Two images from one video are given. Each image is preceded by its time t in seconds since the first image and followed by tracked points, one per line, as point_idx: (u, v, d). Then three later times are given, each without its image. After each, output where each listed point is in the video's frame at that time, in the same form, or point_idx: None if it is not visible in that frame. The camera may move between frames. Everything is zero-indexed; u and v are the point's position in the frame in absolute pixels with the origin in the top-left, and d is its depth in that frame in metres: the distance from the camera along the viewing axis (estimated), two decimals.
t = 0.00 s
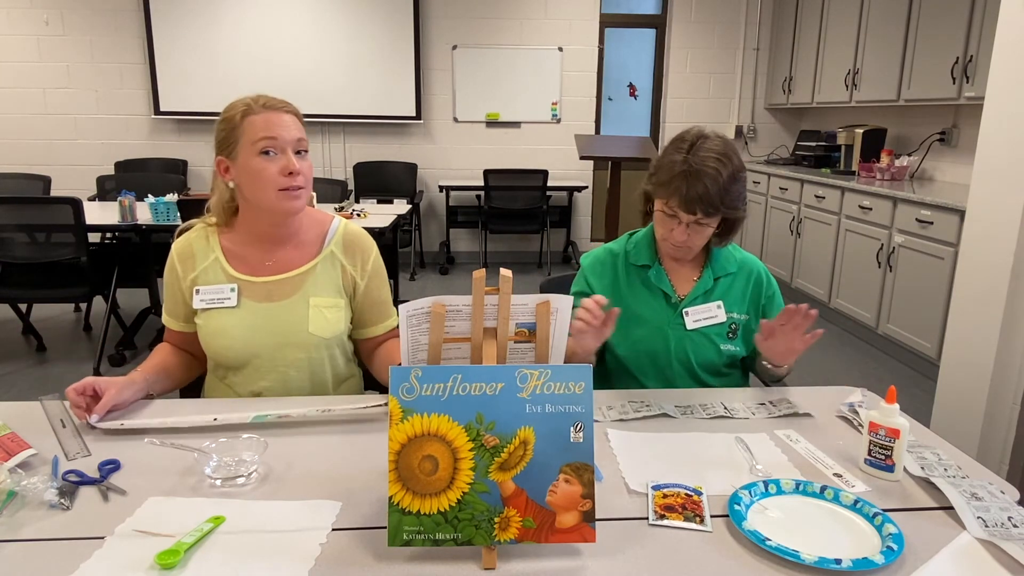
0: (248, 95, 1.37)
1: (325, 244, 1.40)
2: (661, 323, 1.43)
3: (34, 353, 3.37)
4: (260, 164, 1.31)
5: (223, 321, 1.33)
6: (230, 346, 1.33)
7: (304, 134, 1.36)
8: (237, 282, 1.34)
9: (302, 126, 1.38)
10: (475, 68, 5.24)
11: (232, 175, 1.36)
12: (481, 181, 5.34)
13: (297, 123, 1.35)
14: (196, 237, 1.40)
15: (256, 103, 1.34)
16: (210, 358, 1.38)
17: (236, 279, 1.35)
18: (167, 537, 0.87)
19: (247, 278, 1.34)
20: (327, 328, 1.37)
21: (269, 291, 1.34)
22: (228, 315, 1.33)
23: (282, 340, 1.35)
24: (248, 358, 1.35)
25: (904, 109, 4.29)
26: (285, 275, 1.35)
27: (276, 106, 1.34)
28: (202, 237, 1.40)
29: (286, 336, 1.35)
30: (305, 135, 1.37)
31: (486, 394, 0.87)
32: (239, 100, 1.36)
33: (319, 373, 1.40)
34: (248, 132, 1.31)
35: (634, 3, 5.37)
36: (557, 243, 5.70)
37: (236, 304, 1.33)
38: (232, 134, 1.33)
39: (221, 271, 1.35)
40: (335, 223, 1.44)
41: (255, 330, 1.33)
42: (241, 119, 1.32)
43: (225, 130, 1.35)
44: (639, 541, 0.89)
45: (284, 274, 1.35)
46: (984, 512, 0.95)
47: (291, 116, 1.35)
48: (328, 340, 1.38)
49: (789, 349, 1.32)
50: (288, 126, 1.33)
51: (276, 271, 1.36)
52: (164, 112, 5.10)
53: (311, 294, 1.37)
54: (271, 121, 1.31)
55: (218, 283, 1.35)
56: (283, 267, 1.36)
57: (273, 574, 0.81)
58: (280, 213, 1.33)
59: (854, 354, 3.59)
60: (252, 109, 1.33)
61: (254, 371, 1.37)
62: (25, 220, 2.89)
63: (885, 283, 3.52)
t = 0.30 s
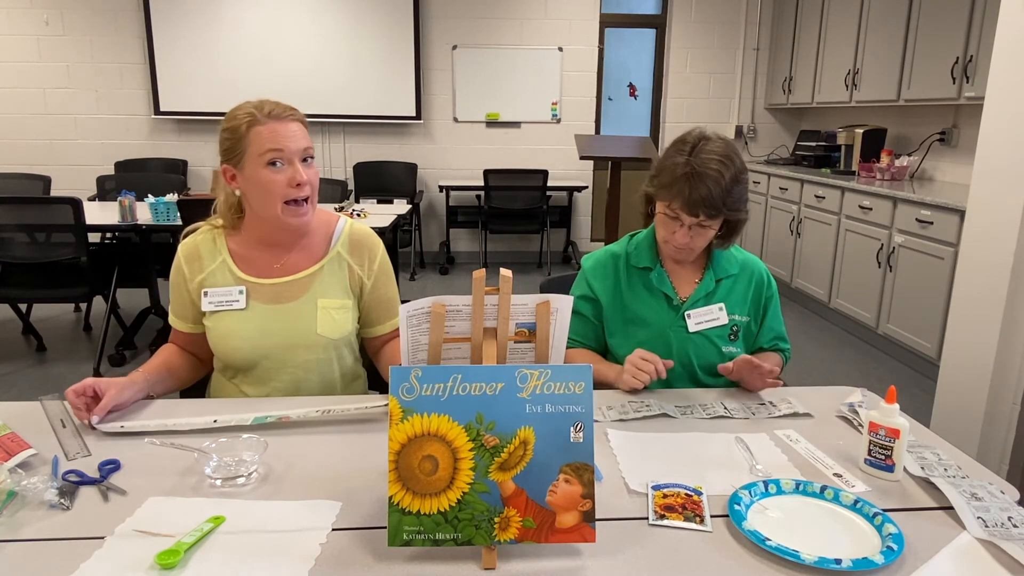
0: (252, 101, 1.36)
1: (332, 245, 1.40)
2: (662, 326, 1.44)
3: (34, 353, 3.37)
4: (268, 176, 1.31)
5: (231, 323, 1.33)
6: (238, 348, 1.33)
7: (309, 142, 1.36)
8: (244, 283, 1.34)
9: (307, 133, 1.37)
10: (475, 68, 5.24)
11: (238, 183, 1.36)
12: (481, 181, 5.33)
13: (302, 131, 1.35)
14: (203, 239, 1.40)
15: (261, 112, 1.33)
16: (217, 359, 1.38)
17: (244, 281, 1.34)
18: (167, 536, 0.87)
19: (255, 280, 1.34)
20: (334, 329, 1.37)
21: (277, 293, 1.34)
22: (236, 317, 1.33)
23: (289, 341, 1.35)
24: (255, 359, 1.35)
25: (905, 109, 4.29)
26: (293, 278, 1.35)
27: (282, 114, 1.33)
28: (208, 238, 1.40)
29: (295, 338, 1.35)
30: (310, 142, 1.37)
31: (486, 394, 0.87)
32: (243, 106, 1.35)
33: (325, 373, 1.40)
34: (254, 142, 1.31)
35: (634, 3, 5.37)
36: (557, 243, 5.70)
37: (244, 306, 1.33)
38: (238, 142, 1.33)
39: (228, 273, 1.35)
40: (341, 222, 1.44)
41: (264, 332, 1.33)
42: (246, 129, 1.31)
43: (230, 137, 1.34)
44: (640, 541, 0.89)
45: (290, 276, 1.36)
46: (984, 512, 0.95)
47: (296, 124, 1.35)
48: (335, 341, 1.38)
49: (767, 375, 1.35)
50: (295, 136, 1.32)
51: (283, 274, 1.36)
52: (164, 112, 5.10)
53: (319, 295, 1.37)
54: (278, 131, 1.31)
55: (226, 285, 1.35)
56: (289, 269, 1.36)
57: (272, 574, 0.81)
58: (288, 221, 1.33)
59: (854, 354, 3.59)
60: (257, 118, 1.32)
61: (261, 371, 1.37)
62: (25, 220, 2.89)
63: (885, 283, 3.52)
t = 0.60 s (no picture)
0: (256, 100, 1.36)
1: (335, 245, 1.40)
2: (662, 326, 1.44)
3: (34, 353, 3.37)
4: (272, 175, 1.31)
5: (233, 323, 1.33)
6: (240, 348, 1.33)
7: (314, 142, 1.36)
8: (248, 283, 1.34)
9: (311, 132, 1.38)
10: (475, 68, 5.24)
11: (243, 183, 1.36)
12: (481, 181, 5.33)
13: (306, 131, 1.35)
14: (206, 237, 1.40)
15: (266, 111, 1.33)
16: (219, 358, 1.38)
17: (248, 280, 1.34)
18: (167, 536, 0.87)
19: (259, 280, 1.34)
20: (337, 329, 1.37)
21: (281, 292, 1.34)
22: (239, 317, 1.33)
23: (292, 341, 1.35)
24: (257, 359, 1.35)
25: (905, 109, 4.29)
26: (297, 277, 1.35)
27: (287, 113, 1.34)
28: (211, 237, 1.40)
29: (297, 338, 1.35)
30: (314, 141, 1.37)
31: (486, 394, 0.87)
32: (248, 105, 1.35)
33: (327, 373, 1.40)
34: (259, 141, 1.31)
35: (634, 3, 5.37)
36: (557, 243, 5.70)
37: (247, 306, 1.33)
38: (242, 141, 1.33)
39: (231, 272, 1.35)
40: (344, 222, 1.44)
41: (267, 332, 1.33)
42: (251, 128, 1.32)
43: (234, 136, 1.34)
44: (640, 541, 0.89)
45: (294, 275, 1.36)
46: (984, 512, 0.95)
47: (300, 123, 1.35)
48: (338, 341, 1.38)
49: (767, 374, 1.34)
50: (299, 135, 1.32)
51: (287, 273, 1.36)
52: (164, 112, 5.10)
53: (322, 295, 1.37)
54: (282, 131, 1.31)
55: (229, 284, 1.35)
56: (292, 269, 1.36)
57: (272, 574, 0.81)
58: (291, 220, 1.33)
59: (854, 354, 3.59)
60: (262, 117, 1.32)
61: (264, 370, 1.37)
62: (25, 220, 2.88)
63: (885, 283, 3.52)
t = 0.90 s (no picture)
0: (244, 98, 1.36)
1: (334, 236, 1.41)
2: (662, 326, 1.44)
3: (33, 353, 3.37)
4: (263, 171, 1.31)
5: (241, 322, 1.33)
6: (250, 346, 1.33)
7: (303, 137, 1.36)
8: (251, 282, 1.34)
9: (300, 128, 1.38)
10: (475, 68, 5.24)
11: (234, 181, 1.36)
12: (481, 181, 5.33)
13: (294, 126, 1.35)
14: (205, 240, 1.39)
15: (253, 108, 1.33)
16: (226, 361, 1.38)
17: (250, 279, 1.34)
18: (167, 536, 0.87)
19: (261, 278, 1.34)
20: (345, 319, 1.38)
21: (285, 288, 1.34)
22: (246, 317, 1.33)
23: (302, 335, 1.35)
24: (267, 357, 1.35)
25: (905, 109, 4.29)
26: (298, 271, 1.35)
27: (274, 110, 1.34)
28: (209, 241, 1.39)
29: (306, 332, 1.35)
30: (303, 137, 1.37)
31: (486, 394, 0.87)
32: (235, 104, 1.35)
33: (336, 368, 1.40)
34: (247, 138, 1.31)
35: (634, 3, 5.37)
36: (557, 243, 5.70)
37: (253, 304, 1.33)
38: (232, 139, 1.33)
39: (234, 273, 1.35)
40: (340, 216, 1.45)
41: (276, 328, 1.34)
42: (239, 126, 1.32)
43: (224, 135, 1.35)
44: (640, 541, 0.89)
45: (296, 269, 1.36)
46: (984, 512, 0.95)
47: (288, 119, 1.35)
48: (346, 331, 1.39)
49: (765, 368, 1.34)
50: (287, 130, 1.32)
51: (287, 268, 1.36)
52: (165, 112, 5.10)
53: (328, 286, 1.37)
54: (271, 127, 1.31)
55: (233, 285, 1.34)
56: (293, 264, 1.36)
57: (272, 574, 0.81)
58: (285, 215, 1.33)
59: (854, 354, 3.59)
60: (249, 115, 1.32)
61: (273, 368, 1.37)
62: (25, 220, 2.88)
63: (885, 283, 3.52)
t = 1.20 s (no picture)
0: (241, 96, 1.36)
1: (327, 237, 1.40)
2: (662, 326, 1.44)
3: (34, 353, 3.37)
4: (258, 171, 1.31)
5: (231, 320, 1.33)
6: (239, 343, 1.34)
7: (299, 137, 1.36)
8: (243, 279, 1.34)
9: (296, 128, 1.37)
10: (475, 68, 5.24)
11: (230, 178, 1.36)
12: (481, 182, 5.33)
13: (290, 126, 1.35)
14: (200, 234, 1.39)
15: (250, 107, 1.33)
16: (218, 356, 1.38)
17: (242, 275, 1.34)
18: (167, 536, 0.87)
19: (252, 274, 1.34)
20: (334, 321, 1.38)
21: (276, 286, 1.34)
22: (237, 314, 1.33)
23: (290, 335, 1.35)
24: (256, 355, 1.35)
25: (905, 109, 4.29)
26: (289, 270, 1.35)
27: (271, 109, 1.33)
28: (203, 233, 1.39)
29: (295, 333, 1.35)
30: (300, 137, 1.37)
31: (486, 394, 0.87)
32: (232, 101, 1.35)
33: (325, 369, 1.40)
34: (242, 137, 1.31)
35: (634, 3, 5.36)
36: (557, 243, 5.70)
37: (242, 301, 1.33)
38: (227, 137, 1.33)
39: (226, 268, 1.35)
40: (335, 216, 1.44)
41: (265, 327, 1.34)
42: (234, 124, 1.32)
43: (219, 133, 1.35)
44: (640, 541, 0.89)
45: (288, 268, 1.35)
46: (984, 512, 0.95)
47: (284, 119, 1.35)
48: (335, 333, 1.39)
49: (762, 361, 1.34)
50: (283, 130, 1.32)
51: (280, 267, 1.35)
52: (165, 112, 5.10)
53: (318, 288, 1.37)
54: (267, 126, 1.31)
55: (225, 280, 1.34)
56: (285, 262, 1.36)
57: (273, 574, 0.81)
58: (279, 214, 1.33)
59: (854, 354, 3.59)
60: (246, 114, 1.32)
61: (262, 367, 1.37)
62: (25, 220, 2.88)
63: (885, 283, 3.52)
